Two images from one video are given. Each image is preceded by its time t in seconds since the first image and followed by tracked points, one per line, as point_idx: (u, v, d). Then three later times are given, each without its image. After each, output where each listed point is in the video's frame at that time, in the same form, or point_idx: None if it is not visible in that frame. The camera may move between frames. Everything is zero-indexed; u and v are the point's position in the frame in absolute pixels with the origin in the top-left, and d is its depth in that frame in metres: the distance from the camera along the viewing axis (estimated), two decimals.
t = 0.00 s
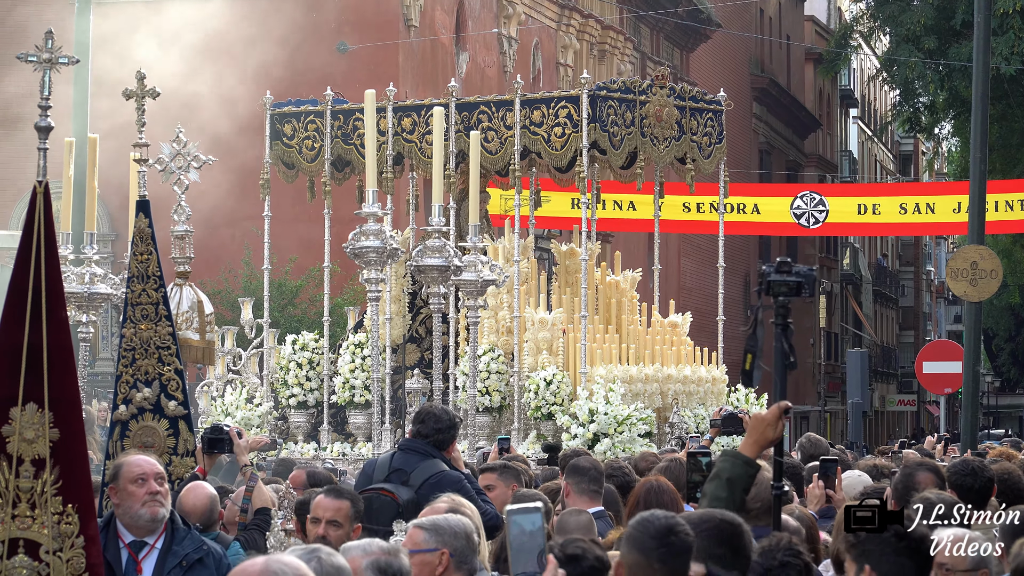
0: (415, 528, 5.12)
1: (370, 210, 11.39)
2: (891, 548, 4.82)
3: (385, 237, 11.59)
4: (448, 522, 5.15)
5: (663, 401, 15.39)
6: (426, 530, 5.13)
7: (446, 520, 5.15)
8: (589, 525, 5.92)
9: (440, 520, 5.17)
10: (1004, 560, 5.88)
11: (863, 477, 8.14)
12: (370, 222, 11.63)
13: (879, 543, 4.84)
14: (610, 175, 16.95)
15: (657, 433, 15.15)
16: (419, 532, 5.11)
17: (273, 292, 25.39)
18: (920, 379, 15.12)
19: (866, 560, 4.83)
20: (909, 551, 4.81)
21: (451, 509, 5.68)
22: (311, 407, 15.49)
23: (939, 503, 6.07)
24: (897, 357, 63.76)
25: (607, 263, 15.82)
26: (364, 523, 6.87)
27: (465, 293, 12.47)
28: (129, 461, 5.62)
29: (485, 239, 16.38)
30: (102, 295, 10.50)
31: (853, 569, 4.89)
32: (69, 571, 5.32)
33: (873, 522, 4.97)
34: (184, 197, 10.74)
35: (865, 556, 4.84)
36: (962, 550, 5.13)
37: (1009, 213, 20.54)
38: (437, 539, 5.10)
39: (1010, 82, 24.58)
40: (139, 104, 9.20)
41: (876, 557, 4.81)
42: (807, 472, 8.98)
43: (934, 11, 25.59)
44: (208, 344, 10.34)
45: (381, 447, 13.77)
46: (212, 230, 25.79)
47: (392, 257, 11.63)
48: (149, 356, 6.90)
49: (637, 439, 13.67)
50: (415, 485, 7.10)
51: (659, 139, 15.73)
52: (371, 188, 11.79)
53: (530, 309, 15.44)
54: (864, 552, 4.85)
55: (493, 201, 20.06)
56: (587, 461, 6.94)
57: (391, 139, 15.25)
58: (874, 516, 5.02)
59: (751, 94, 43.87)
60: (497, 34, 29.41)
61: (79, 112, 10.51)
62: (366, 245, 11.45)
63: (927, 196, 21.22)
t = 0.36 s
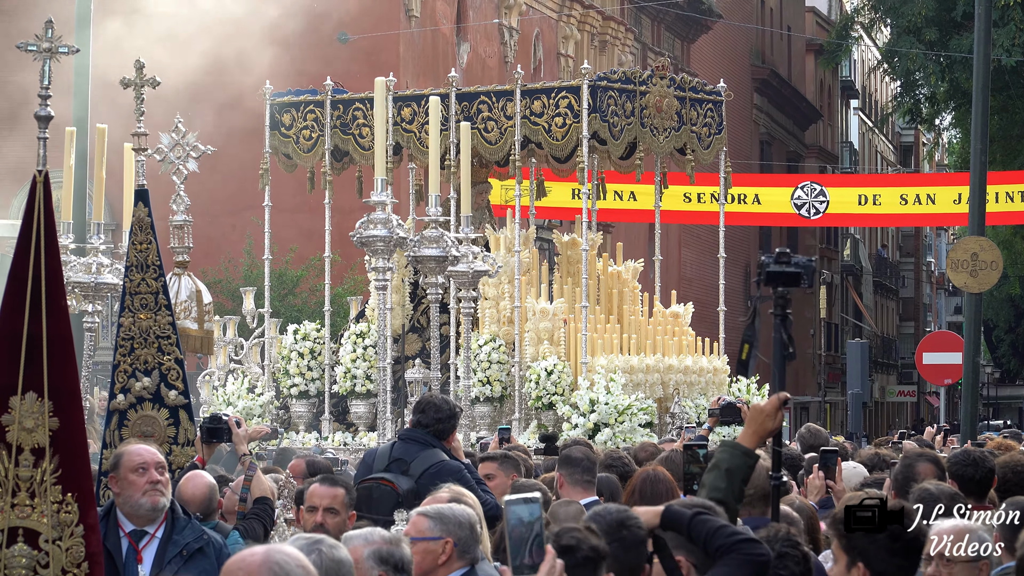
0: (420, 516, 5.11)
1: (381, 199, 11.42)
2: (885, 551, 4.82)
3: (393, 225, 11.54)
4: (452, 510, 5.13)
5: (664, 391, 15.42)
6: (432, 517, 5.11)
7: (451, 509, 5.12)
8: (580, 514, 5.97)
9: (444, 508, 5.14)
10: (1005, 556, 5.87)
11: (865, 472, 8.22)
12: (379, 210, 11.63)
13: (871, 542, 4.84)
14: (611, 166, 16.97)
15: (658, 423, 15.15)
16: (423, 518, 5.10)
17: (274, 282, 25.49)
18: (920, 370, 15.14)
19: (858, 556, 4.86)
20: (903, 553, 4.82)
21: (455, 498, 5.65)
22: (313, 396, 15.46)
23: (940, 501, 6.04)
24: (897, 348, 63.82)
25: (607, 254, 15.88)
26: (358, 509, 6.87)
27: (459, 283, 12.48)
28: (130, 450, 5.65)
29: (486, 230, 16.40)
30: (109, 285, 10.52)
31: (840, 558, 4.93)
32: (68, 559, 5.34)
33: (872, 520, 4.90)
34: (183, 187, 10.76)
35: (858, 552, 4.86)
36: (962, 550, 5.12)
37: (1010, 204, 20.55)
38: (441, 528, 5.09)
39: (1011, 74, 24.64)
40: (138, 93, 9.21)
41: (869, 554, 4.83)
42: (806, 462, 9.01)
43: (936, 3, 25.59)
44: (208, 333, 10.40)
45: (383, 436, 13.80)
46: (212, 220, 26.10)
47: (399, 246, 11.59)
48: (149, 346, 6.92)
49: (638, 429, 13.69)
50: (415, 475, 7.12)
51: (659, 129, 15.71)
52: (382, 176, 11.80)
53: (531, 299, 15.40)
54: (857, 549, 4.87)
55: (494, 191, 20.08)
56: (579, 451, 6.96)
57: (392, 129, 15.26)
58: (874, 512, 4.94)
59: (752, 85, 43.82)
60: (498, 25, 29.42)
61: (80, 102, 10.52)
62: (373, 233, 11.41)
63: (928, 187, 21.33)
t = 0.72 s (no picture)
0: (421, 506, 5.11)
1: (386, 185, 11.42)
2: (867, 553, 4.52)
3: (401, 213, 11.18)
4: (453, 501, 5.12)
5: (662, 380, 15.45)
6: (433, 508, 5.10)
7: (452, 499, 5.11)
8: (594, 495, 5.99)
9: (446, 497, 5.13)
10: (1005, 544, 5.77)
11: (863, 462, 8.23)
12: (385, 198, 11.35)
13: (855, 545, 4.53)
14: (607, 155, 16.97)
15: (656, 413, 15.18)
16: (423, 509, 5.11)
17: (271, 271, 25.55)
18: (918, 360, 15.14)
19: (841, 557, 4.55)
20: (888, 557, 4.52)
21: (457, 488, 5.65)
22: (311, 385, 15.44)
23: (937, 491, 5.93)
24: (895, 337, 63.92)
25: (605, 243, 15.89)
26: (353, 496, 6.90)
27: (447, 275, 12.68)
28: (127, 439, 5.65)
29: (483, 219, 16.38)
30: (110, 275, 10.52)
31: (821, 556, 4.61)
32: (65, 549, 5.35)
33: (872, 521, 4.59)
34: (177, 176, 10.75)
35: (841, 556, 4.55)
36: (964, 551, 5.02)
37: (1008, 193, 20.54)
38: (443, 518, 5.09)
39: (1009, 63, 24.62)
40: (132, 82, 9.18)
41: (851, 556, 4.53)
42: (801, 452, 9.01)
43: None
44: (201, 322, 10.39)
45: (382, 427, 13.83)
46: (207, 210, 26.13)
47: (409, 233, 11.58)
48: (144, 336, 6.78)
49: (635, 418, 13.74)
50: (412, 464, 7.14)
51: (658, 118, 15.77)
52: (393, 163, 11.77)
53: (529, 287, 15.34)
54: (839, 550, 4.56)
55: (492, 180, 20.09)
56: (568, 441, 7.03)
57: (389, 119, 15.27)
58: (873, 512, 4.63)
59: (750, 75, 43.80)
60: (496, 14, 29.42)
61: (76, 91, 10.49)
62: (382, 221, 10.96)
63: (925, 176, 21.34)
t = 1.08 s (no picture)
0: (429, 502, 5.02)
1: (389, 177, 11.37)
2: (834, 558, 4.49)
3: (406, 207, 11.40)
4: (459, 496, 5.06)
5: (658, 374, 15.44)
6: (439, 504, 5.03)
7: (458, 495, 5.05)
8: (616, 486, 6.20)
9: (451, 493, 5.07)
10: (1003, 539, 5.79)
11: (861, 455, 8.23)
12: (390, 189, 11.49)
13: (823, 551, 4.49)
14: (605, 148, 16.98)
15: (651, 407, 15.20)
16: (427, 503, 5.02)
17: (268, 265, 25.66)
18: (916, 354, 15.16)
19: (810, 561, 4.52)
20: (853, 562, 4.49)
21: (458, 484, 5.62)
22: (307, 378, 15.46)
23: (933, 485, 5.93)
24: (891, 331, 63.94)
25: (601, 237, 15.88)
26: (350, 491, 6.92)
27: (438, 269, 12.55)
28: (123, 433, 5.66)
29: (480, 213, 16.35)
30: (108, 268, 10.56)
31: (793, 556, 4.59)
32: (62, 542, 5.34)
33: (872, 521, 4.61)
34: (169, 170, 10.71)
35: (811, 559, 4.52)
36: (962, 551, 5.02)
37: (1005, 186, 20.55)
38: (451, 515, 5.01)
39: (1006, 57, 24.58)
40: (127, 75, 9.13)
41: (820, 558, 4.50)
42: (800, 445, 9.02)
43: None
44: (193, 316, 10.26)
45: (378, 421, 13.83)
46: (204, 203, 26.25)
47: (411, 227, 11.50)
48: (140, 329, 6.77)
49: (631, 412, 13.77)
50: (410, 457, 7.14)
51: (655, 112, 15.71)
52: (398, 156, 11.77)
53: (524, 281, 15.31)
54: (807, 554, 4.52)
55: (489, 173, 20.07)
56: (569, 435, 7.06)
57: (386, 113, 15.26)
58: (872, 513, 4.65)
59: (747, 69, 43.75)
60: (493, 7, 29.38)
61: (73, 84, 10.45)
62: (388, 214, 11.21)
63: (921, 170, 21.36)
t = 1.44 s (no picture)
0: (431, 502, 4.96)
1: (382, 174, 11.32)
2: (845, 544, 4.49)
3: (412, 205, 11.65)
4: (460, 496, 5.01)
5: (654, 370, 15.40)
6: (443, 504, 4.98)
7: (458, 495, 5.01)
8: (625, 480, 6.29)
9: (453, 493, 5.02)
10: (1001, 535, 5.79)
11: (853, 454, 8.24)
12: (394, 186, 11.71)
13: (833, 536, 4.51)
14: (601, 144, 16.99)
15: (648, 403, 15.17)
16: (424, 503, 4.97)
17: (265, 261, 25.56)
18: (913, 350, 15.16)
19: (821, 548, 4.54)
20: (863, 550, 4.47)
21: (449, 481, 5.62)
22: (304, 375, 15.43)
23: (928, 480, 5.93)
24: (889, 327, 63.96)
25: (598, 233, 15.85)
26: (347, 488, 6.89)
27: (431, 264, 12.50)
28: (118, 430, 5.64)
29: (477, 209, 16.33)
30: (101, 264, 10.50)
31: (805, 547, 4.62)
32: (58, 539, 5.33)
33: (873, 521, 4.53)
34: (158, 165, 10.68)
35: (821, 546, 4.54)
36: (964, 551, 5.01)
37: (1001, 182, 20.55)
38: (454, 514, 4.96)
39: (1002, 53, 24.65)
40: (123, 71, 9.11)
41: (831, 546, 4.51)
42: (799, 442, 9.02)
43: None
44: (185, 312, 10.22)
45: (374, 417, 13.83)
46: (200, 199, 26.04)
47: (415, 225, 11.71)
48: (138, 325, 6.75)
49: (626, 408, 13.73)
50: (406, 454, 7.12)
51: (651, 108, 15.66)
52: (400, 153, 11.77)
53: (521, 277, 15.30)
54: (820, 541, 4.54)
55: (486, 169, 20.06)
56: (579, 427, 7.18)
57: (381, 108, 15.26)
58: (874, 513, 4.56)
59: (744, 65, 43.74)
60: (490, 3, 29.37)
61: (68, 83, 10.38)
62: (391, 211, 11.51)
63: (918, 165, 21.37)
